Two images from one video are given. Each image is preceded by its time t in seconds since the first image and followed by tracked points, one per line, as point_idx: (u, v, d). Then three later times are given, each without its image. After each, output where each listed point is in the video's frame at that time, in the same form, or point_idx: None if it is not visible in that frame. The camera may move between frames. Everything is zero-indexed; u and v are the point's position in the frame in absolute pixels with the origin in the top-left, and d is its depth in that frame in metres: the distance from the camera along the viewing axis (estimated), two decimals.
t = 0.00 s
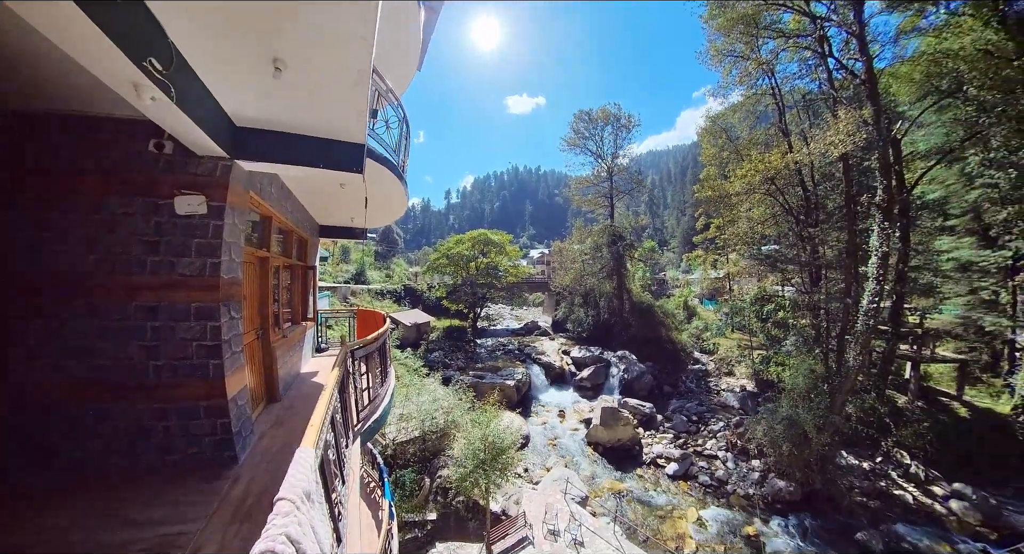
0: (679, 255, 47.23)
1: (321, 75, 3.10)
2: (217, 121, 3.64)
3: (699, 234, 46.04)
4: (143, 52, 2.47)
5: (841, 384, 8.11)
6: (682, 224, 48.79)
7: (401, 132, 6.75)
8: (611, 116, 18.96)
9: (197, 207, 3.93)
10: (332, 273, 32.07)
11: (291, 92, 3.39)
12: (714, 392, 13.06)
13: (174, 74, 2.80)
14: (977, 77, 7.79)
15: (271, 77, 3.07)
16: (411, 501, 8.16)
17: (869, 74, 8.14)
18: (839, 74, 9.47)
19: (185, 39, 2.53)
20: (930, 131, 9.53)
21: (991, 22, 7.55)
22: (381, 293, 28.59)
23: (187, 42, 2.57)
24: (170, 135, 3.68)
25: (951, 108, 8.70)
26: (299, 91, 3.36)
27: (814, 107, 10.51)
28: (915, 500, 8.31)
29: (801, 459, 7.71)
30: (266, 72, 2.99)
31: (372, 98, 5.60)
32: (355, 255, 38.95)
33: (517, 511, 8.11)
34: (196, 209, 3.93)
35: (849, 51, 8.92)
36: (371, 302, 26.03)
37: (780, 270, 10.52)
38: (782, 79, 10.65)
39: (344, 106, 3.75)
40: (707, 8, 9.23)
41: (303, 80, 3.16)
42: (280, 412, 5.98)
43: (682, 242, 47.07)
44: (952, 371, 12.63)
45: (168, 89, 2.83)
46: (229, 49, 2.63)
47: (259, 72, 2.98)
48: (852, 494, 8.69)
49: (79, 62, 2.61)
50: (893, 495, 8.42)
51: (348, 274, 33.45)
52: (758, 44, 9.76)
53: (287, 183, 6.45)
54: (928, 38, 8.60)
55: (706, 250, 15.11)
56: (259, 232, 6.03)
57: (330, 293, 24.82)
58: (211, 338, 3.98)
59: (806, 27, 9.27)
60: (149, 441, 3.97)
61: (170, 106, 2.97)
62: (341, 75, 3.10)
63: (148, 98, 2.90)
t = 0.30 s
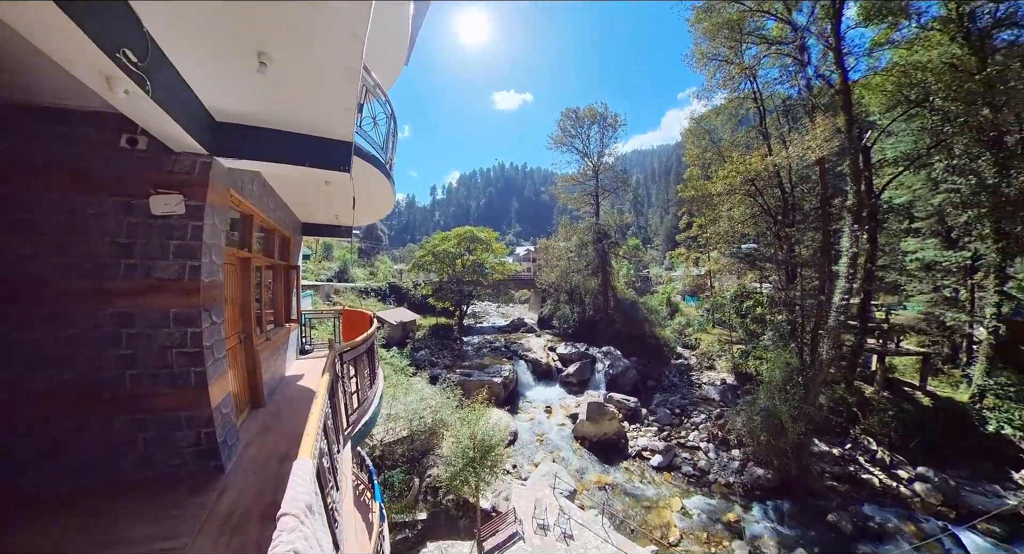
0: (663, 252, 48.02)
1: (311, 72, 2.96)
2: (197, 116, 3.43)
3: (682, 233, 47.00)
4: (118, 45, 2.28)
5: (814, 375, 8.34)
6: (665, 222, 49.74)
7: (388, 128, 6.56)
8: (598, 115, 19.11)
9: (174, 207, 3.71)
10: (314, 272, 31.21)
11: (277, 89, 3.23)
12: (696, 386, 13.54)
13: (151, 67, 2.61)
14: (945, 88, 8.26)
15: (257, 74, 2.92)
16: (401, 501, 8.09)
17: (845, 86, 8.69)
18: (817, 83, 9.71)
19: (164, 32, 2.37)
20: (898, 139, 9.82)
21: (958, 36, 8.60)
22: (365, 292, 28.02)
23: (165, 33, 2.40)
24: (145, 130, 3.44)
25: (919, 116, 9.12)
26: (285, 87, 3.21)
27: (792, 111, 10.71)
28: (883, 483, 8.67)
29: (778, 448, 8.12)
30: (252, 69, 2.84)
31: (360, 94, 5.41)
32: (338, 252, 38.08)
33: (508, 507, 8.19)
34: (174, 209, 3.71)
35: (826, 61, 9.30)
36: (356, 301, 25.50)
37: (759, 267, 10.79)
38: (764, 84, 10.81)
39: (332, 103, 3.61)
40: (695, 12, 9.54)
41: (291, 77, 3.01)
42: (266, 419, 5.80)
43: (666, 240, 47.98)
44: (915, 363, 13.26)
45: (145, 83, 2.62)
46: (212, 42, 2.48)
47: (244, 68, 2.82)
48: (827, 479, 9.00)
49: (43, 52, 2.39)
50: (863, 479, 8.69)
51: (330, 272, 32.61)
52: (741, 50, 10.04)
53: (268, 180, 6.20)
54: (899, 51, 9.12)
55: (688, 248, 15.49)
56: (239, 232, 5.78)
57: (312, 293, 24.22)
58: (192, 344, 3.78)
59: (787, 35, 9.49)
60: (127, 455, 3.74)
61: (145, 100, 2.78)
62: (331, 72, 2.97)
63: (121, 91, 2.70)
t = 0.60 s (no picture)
0: (650, 251, 48.64)
1: (302, 69, 2.88)
2: (177, 110, 3.24)
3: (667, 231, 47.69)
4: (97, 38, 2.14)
5: (792, 368, 8.67)
6: (652, 220, 50.35)
7: (376, 125, 6.39)
8: (586, 114, 19.23)
9: (154, 206, 3.49)
10: (298, 270, 30.48)
11: (263, 83, 3.11)
12: (681, 380, 13.91)
13: (128, 58, 2.46)
14: (918, 98, 8.40)
15: (244, 68, 2.81)
16: (391, 502, 8.01)
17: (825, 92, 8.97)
18: (796, 89, 10.23)
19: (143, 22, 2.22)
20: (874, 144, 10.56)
21: (930, 48, 9.18)
22: (351, 290, 27.54)
23: (144, 24, 2.26)
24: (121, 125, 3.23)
25: (894, 122, 9.33)
26: (271, 81, 3.09)
27: (775, 116, 11.19)
28: (859, 470, 8.99)
29: (759, 439, 8.45)
30: (240, 64, 2.73)
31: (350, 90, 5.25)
32: (321, 250, 37.17)
33: (499, 504, 8.22)
34: (154, 209, 3.50)
35: (807, 69, 9.80)
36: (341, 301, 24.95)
37: (742, 267, 11.51)
38: (748, 87, 11.24)
39: (320, 100, 3.50)
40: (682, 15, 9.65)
41: (281, 72, 2.92)
42: (253, 423, 5.65)
43: (652, 238, 48.58)
44: (888, 356, 13.84)
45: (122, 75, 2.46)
46: (196, 32, 2.36)
47: (231, 62, 2.71)
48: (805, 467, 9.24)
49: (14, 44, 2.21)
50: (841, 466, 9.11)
51: (313, 271, 31.83)
52: (728, 53, 10.31)
53: (249, 177, 5.98)
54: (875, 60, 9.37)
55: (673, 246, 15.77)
56: (222, 232, 5.59)
57: (297, 292, 23.70)
58: (176, 350, 3.60)
59: (772, 42, 9.86)
60: (107, 467, 3.55)
61: (123, 96, 2.62)
62: (323, 70, 2.89)
63: (97, 86, 2.53)
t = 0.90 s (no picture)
0: (634, 248, 49.27)
1: (283, 65, 2.75)
2: (147, 104, 3.04)
3: (651, 229, 48.33)
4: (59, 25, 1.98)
5: (771, 361, 9.05)
6: (635, 218, 51.21)
7: (360, 121, 6.22)
8: (573, 112, 19.32)
9: (123, 206, 3.28)
10: (279, 268, 29.55)
11: (242, 80, 2.96)
12: (664, 375, 14.32)
13: (93, 49, 2.28)
14: (889, 106, 8.87)
15: (221, 64, 2.67)
16: (380, 503, 7.89)
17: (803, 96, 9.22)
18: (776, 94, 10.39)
19: (107, 10, 2.05)
20: (846, 149, 11.00)
21: (901, 58, 9.72)
22: (334, 289, 26.90)
23: (107, 14, 2.09)
24: (85, 118, 3.00)
25: (867, 128, 9.77)
26: (251, 78, 2.95)
27: (756, 119, 11.61)
28: (831, 457, 9.29)
29: (739, 430, 8.80)
30: (216, 60, 2.59)
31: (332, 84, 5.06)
32: (302, 247, 36.10)
33: (488, 501, 8.23)
34: (123, 209, 3.29)
35: (787, 75, 9.83)
36: (323, 300, 24.35)
37: (722, 264, 11.53)
38: (731, 90, 11.74)
39: (301, 97, 3.36)
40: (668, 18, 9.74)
41: (260, 70, 2.78)
42: (233, 430, 5.44)
43: (636, 236, 49.33)
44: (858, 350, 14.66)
45: (86, 68, 2.28)
46: (168, 26, 2.22)
47: (207, 59, 2.57)
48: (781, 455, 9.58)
49: None
50: (813, 453, 9.39)
51: (295, 269, 30.91)
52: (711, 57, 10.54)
53: (226, 173, 5.72)
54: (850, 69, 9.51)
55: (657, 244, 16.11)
56: (198, 231, 5.32)
57: (278, 292, 23.04)
58: (150, 358, 3.40)
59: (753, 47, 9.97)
60: (75, 484, 3.32)
61: (87, 90, 2.44)
62: (306, 67, 2.77)
63: (57, 78, 2.35)
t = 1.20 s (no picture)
0: (619, 245, 49.93)
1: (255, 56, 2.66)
2: (108, 94, 2.82)
3: (635, 226, 49.07)
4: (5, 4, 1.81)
5: (750, 354, 9.41)
6: (620, 216, 52.02)
7: (341, 115, 6.00)
8: (559, 110, 19.34)
9: (84, 205, 3.03)
10: (257, 267, 28.49)
11: (211, 71, 2.85)
12: (648, 369, 14.69)
13: (45, 36, 2.13)
14: (862, 112, 9.32)
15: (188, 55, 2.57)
16: (367, 505, 7.75)
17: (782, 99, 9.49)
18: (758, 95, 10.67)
19: None
20: (821, 153, 11.63)
21: (874, 66, 10.31)
22: (315, 288, 26.23)
23: None
24: (40, 109, 2.76)
25: (840, 132, 10.17)
26: (221, 70, 2.84)
27: (738, 120, 11.96)
28: (807, 445, 9.72)
29: (719, 421, 9.15)
30: (183, 50, 2.49)
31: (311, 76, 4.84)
32: (281, 245, 34.87)
33: (477, 499, 8.23)
34: (83, 208, 3.04)
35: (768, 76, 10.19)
36: (304, 299, 23.67)
37: (704, 262, 11.82)
38: (714, 92, 11.94)
39: (278, 89, 3.21)
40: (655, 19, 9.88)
41: (231, 61, 2.70)
42: (212, 438, 5.20)
43: (620, 233, 50.03)
44: (830, 343, 15.41)
45: (39, 55, 2.13)
46: (127, 10, 2.10)
47: (173, 49, 2.48)
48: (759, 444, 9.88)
49: None
50: (790, 441, 9.80)
51: (274, 267, 29.86)
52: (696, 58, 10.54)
53: (197, 169, 5.43)
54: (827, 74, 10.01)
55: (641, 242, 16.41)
56: (167, 231, 5.03)
57: (257, 291, 22.24)
58: (118, 367, 3.20)
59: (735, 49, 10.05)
60: (39, 503, 3.10)
61: (38, 79, 2.27)
62: (279, 58, 2.68)
63: (6, 67, 2.18)
